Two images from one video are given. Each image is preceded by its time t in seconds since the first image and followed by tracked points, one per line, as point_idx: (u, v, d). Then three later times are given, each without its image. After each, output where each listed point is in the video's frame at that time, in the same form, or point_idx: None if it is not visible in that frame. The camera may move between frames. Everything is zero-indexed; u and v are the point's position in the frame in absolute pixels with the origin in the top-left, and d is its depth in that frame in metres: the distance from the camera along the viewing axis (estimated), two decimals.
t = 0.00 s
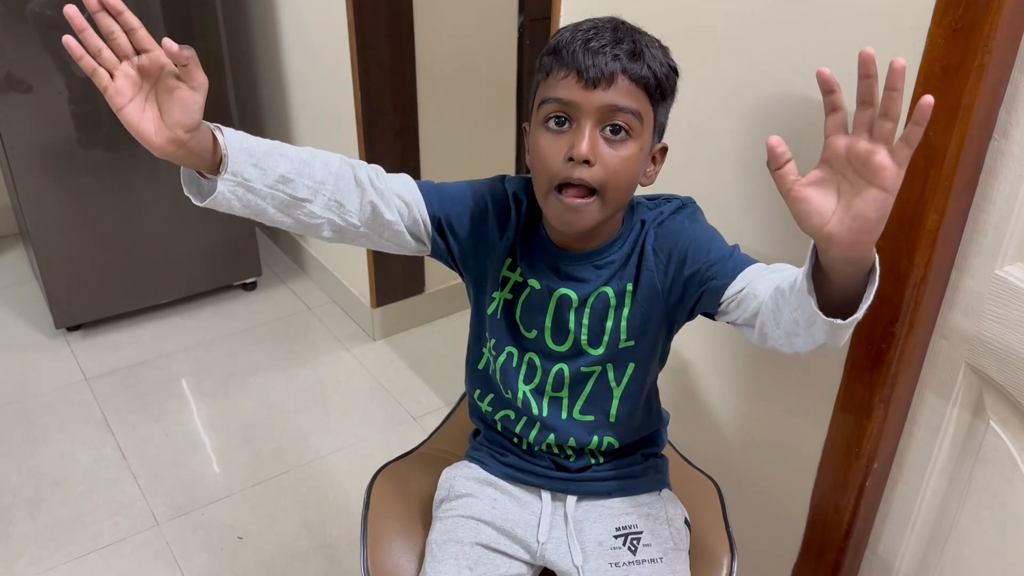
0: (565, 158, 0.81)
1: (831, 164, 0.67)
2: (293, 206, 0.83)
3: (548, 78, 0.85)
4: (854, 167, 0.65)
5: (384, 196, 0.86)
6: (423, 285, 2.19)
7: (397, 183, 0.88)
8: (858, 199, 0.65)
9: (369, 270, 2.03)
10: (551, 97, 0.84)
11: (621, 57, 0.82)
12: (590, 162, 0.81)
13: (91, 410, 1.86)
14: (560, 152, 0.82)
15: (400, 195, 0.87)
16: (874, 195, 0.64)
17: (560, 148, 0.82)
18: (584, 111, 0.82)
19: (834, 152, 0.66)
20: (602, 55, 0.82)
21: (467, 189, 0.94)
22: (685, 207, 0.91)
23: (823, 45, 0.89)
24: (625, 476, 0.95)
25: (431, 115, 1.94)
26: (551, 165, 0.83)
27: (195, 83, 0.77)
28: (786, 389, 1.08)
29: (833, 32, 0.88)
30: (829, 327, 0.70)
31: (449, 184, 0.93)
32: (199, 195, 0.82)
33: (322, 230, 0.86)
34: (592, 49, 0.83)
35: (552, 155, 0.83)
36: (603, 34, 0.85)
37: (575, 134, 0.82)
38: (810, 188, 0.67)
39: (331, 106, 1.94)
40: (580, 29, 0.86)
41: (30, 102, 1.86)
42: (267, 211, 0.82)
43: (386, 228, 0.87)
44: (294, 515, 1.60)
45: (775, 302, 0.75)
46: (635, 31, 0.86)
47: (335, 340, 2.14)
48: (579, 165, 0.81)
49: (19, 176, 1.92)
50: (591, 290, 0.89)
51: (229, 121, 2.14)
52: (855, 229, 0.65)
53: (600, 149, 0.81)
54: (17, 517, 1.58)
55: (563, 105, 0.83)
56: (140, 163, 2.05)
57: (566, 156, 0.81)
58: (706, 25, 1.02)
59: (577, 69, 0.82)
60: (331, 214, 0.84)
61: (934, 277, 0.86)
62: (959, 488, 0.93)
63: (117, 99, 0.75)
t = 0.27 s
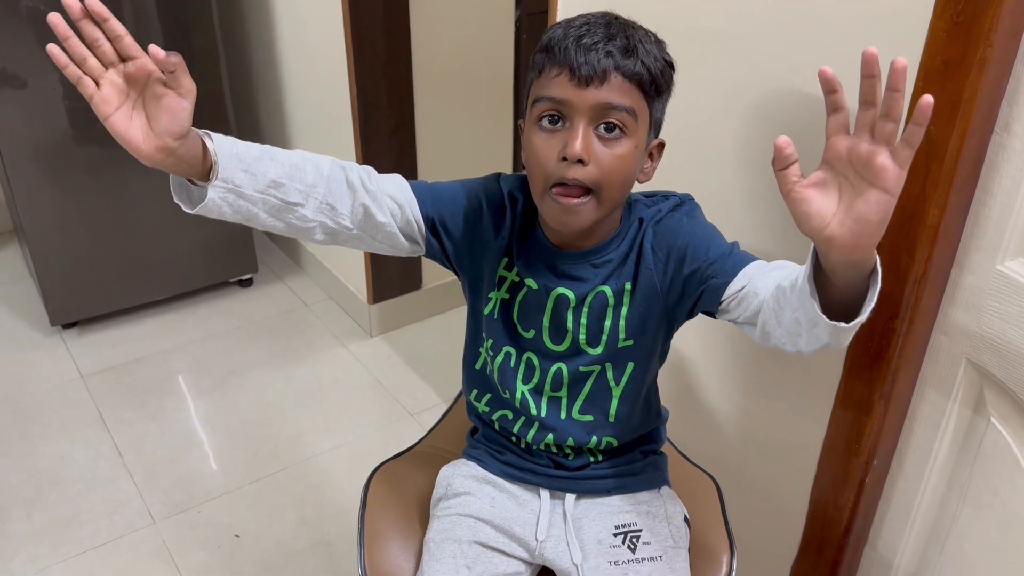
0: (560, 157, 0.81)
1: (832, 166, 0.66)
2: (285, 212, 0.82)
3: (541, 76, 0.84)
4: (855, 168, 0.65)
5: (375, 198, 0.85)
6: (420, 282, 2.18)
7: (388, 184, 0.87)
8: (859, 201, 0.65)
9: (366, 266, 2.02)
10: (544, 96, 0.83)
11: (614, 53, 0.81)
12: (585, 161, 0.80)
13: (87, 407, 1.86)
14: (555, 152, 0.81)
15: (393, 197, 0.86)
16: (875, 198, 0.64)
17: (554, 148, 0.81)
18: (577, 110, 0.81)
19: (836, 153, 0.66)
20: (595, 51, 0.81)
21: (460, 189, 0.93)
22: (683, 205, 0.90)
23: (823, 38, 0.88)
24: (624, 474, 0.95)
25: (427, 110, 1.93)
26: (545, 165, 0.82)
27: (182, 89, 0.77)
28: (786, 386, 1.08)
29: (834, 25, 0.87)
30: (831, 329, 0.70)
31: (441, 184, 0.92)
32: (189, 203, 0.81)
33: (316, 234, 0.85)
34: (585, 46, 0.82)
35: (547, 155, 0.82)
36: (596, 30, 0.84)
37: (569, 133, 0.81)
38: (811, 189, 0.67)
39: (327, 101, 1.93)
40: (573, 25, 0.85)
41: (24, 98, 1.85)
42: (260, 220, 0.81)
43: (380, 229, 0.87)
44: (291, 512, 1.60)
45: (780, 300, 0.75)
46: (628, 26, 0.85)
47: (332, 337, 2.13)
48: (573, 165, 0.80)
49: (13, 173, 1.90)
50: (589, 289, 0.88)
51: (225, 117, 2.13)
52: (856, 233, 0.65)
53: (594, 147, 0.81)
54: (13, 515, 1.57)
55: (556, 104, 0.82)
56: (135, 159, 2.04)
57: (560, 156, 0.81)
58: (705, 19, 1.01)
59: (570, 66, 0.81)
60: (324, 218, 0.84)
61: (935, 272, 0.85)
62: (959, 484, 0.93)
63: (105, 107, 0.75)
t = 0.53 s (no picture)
0: (554, 142, 0.79)
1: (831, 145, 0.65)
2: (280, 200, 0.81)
3: (534, 59, 0.83)
4: (857, 146, 0.64)
5: (371, 186, 0.84)
6: (416, 271, 2.17)
7: (383, 171, 0.86)
8: (859, 180, 0.63)
9: (361, 256, 2.00)
10: (537, 80, 0.81)
11: (608, 35, 0.80)
12: (580, 146, 0.79)
13: (80, 399, 1.84)
14: (549, 137, 0.80)
15: (388, 183, 0.85)
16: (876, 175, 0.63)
17: (549, 133, 0.80)
18: (572, 94, 0.80)
19: (836, 131, 0.65)
20: (587, 34, 0.79)
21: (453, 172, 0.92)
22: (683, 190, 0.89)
23: (821, 19, 0.87)
24: (620, 463, 0.94)
25: (422, 98, 1.91)
26: (540, 150, 0.81)
27: (170, 71, 0.75)
28: (784, 373, 1.07)
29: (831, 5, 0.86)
30: (824, 316, 0.69)
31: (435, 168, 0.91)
32: (181, 192, 0.80)
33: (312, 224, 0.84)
34: (578, 28, 0.80)
35: (541, 140, 0.81)
36: (589, 11, 0.82)
37: (564, 118, 0.80)
38: (810, 167, 0.65)
39: (321, 89, 1.91)
40: (566, 7, 0.83)
41: (14, 87, 1.83)
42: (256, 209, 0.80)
43: (376, 219, 0.86)
44: (286, 503, 1.59)
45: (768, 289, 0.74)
46: (622, 7, 0.83)
47: (327, 327, 2.12)
48: (568, 150, 0.79)
49: (5, 163, 1.89)
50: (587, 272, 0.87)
51: (218, 106, 2.11)
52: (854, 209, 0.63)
53: (589, 132, 0.79)
54: (6, 508, 1.56)
55: (549, 88, 0.81)
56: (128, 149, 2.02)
57: (555, 141, 0.79)
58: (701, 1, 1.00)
59: (563, 49, 0.80)
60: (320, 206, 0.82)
61: (934, 255, 0.84)
62: (958, 470, 0.93)
63: (91, 99, 0.73)
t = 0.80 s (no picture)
0: (539, 143, 0.80)
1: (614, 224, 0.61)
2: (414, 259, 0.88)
3: (524, 62, 0.83)
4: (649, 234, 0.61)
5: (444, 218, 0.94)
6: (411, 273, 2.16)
7: (435, 203, 0.95)
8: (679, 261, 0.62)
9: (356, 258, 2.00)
10: (526, 82, 0.82)
11: (595, 39, 0.79)
12: (564, 147, 0.78)
13: (75, 402, 1.84)
14: (534, 139, 0.80)
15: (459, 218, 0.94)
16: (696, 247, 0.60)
17: (534, 135, 0.80)
18: (558, 97, 0.80)
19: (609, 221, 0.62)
20: (575, 36, 0.79)
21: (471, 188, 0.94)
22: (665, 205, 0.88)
23: (816, 20, 0.87)
24: (615, 463, 0.92)
25: (417, 99, 1.91)
26: (525, 151, 0.81)
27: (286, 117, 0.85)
28: (779, 374, 1.07)
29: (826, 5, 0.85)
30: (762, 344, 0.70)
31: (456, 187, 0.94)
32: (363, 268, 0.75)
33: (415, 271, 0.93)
34: (566, 31, 0.80)
35: (527, 142, 0.81)
36: (579, 15, 0.82)
37: (550, 119, 0.80)
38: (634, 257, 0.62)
39: (316, 90, 1.90)
40: (557, 10, 0.83)
41: (7, 89, 1.82)
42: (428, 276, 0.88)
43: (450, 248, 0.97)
44: (282, 505, 1.59)
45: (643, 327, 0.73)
46: (613, 10, 0.83)
47: (322, 329, 2.12)
48: (552, 151, 0.79)
49: None
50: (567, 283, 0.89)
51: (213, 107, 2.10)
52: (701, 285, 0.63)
53: (574, 134, 0.79)
54: None
55: (537, 90, 0.81)
56: (122, 151, 2.01)
57: (539, 142, 0.80)
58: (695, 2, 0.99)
59: (550, 52, 0.80)
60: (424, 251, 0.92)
61: (930, 257, 0.84)
62: (956, 471, 0.92)
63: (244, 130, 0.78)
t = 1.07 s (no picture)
0: (536, 146, 0.80)
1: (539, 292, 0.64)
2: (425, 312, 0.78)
3: (521, 68, 0.83)
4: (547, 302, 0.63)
5: (433, 261, 0.87)
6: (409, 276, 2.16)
7: (417, 249, 0.87)
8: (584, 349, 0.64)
9: (354, 261, 2.00)
10: (523, 87, 0.82)
11: (592, 46, 0.79)
12: (560, 151, 0.79)
13: (73, 407, 1.84)
14: (531, 143, 0.80)
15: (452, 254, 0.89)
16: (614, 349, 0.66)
17: (531, 138, 0.80)
18: (555, 101, 0.80)
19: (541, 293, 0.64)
20: (573, 43, 0.79)
21: (462, 208, 0.93)
22: (661, 226, 0.89)
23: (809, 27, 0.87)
24: (613, 471, 0.93)
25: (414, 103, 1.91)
26: (521, 155, 0.81)
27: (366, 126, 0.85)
28: (775, 379, 1.07)
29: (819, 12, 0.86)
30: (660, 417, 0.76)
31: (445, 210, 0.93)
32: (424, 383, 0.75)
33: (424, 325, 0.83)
34: (564, 38, 0.80)
35: (524, 146, 0.81)
36: (576, 23, 0.82)
37: (547, 123, 0.80)
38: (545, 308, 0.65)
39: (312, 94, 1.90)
40: (554, 19, 0.84)
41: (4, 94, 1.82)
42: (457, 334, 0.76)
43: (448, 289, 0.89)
44: (280, 510, 1.59)
45: (635, 374, 0.76)
46: (610, 21, 0.84)
47: (320, 332, 2.12)
48: (548, 154, 0.79)
49: None
50: (563, 303, 0.90)
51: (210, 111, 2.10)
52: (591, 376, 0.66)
53: (571, 139, 0.79)
54: None
55: (534, 95, 0.81)
56: (119, 155, 2.01)
57: (536, 146, 0.80)
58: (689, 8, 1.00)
59: (548, 58, 0.80)
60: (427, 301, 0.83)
61: (925, 262, 0.84)
62: (951, 475, 0.93)
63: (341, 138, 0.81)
